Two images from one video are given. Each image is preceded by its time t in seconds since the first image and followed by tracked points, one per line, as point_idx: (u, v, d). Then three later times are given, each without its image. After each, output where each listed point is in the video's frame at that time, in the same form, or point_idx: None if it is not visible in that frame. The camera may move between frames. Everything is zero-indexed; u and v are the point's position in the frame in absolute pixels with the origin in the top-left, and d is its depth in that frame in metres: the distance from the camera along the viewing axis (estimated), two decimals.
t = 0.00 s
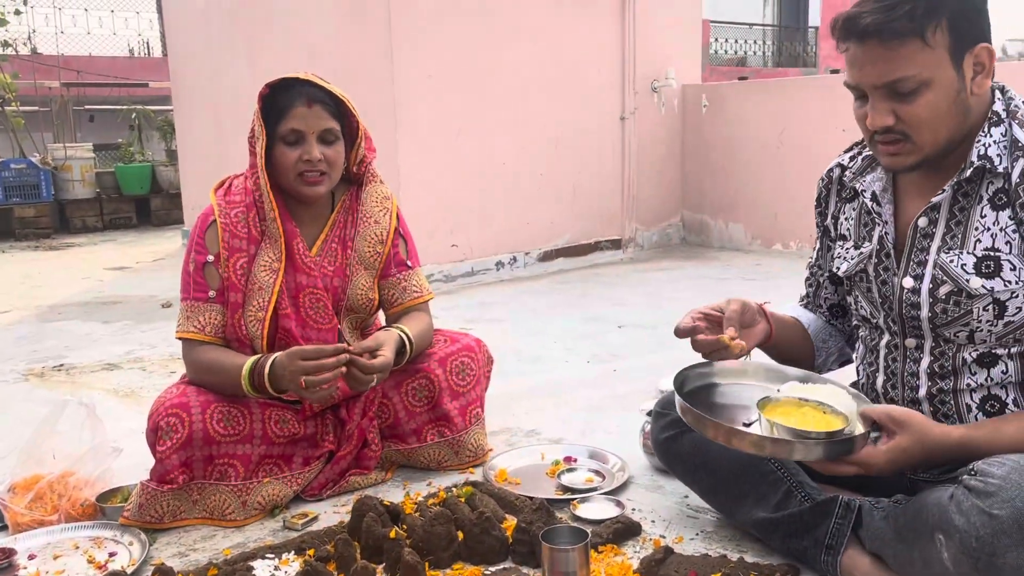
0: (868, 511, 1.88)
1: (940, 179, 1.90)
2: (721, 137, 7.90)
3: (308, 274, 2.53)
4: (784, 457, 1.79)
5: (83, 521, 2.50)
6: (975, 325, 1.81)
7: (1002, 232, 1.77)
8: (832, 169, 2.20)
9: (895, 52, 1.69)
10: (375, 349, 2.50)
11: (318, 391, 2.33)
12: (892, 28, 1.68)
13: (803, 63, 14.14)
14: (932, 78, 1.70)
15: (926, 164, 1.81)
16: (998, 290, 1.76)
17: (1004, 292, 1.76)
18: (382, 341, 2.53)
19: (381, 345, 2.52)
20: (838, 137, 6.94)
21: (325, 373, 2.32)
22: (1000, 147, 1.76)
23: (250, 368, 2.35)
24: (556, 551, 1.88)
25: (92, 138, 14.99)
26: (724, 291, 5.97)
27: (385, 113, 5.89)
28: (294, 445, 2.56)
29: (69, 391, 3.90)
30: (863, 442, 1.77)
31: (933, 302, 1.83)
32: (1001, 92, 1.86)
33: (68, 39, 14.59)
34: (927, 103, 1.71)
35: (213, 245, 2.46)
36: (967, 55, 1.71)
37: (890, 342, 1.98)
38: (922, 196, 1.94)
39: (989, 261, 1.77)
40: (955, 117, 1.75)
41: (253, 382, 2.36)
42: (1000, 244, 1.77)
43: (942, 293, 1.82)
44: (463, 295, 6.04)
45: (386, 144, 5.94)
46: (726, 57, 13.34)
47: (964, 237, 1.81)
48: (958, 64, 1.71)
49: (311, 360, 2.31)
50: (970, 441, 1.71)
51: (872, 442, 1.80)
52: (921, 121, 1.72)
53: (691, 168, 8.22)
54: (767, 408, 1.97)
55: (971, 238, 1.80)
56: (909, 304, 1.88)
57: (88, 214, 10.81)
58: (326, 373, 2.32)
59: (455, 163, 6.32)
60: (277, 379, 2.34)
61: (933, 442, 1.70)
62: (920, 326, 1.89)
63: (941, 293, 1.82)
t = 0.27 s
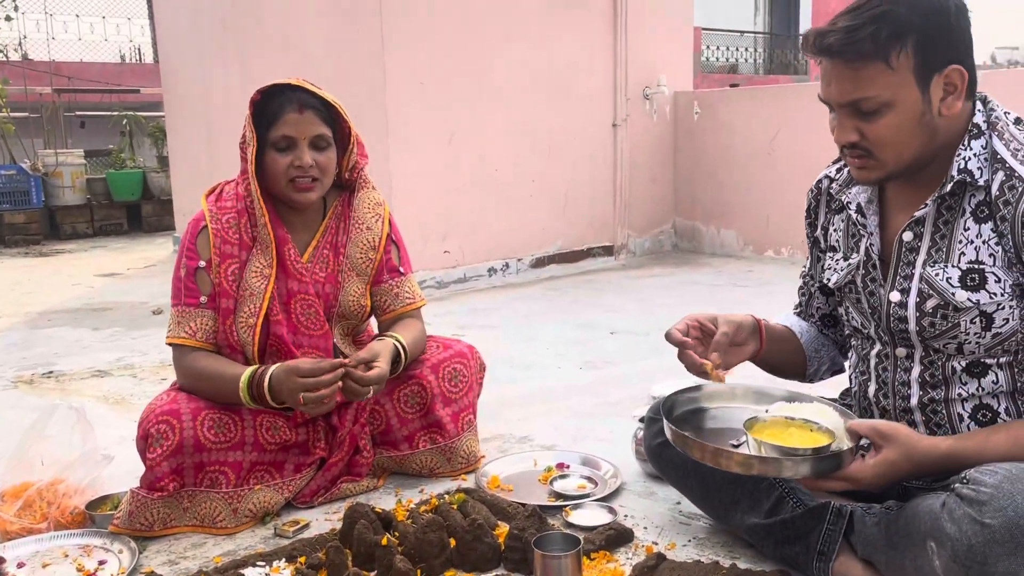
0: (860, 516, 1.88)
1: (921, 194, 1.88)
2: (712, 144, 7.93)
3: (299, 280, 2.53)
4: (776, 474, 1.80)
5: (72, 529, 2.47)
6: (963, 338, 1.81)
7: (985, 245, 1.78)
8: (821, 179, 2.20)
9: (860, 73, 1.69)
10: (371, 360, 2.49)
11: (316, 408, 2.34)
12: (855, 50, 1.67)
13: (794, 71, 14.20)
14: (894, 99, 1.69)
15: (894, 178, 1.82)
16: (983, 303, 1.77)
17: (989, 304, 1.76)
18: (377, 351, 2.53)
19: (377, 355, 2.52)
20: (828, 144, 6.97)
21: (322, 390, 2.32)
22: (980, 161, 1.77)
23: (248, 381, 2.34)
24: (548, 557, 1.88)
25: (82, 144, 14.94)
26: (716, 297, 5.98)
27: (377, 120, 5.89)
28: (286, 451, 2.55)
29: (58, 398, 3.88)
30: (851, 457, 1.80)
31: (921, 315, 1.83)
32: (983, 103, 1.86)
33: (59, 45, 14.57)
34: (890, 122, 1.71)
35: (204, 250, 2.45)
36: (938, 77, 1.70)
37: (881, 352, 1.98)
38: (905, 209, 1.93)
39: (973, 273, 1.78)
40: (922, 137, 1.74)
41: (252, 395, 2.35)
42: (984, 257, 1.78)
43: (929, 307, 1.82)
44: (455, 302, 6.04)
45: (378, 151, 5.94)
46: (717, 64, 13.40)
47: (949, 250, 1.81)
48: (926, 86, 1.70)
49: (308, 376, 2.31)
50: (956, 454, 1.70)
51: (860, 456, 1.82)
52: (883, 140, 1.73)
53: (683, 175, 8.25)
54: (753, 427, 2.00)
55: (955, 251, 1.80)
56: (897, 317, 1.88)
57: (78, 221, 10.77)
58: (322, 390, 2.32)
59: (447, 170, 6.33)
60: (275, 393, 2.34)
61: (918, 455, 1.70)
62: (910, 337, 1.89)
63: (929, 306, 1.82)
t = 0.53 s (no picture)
0: (853, 520, 1.88)
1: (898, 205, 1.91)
2: (705, 149, 7.95)
3: (292, 284, 2.52)
4: (765, 483, 1.82)
5: (63, 535, 2.46)
6: (948, 347, 1.81)
7: (960, 253, 1.78)
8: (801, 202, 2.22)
9: (796, 95, 1.78)
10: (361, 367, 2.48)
11: (309, 416, 2.34)
12: (792, 72, 1.77)
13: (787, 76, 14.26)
14: (827, 120, 1.77)
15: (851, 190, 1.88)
16: (963, 311, 1.77)
17: (969, 312, 1.77)
18: (366, 359, 2.51)
19: (367, 363, 2.50)
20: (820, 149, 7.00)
21: (316, 399, 2.32)
22: (947, 172, 1.77)
23: (236, 390, 2.33)
24: (541, 562, 1.88)
25: (74, 148, 14.89)
26: (709, 302, 5.99)
27: (370, 124, 5.89)
28: (278, 456, 2.54)
29: (49, 403, 3.87)
30: (840, 467, 1.82)
31: (904, 327, 1.84)
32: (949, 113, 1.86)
33: (52, 49, 14.55)
34: (825, 143, 1.79)
35: (197, 255, 2.45)
36: (874, 103, 1.73)
37: (870, 360, 1.98)
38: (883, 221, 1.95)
39: (950, 283, 1.78)
40: (862, 159, 1.80)
41: (241, 402, 2.34)
42: (959, 266, 1.78)
43: (912, 318, 1.82)
44: (448, 306, 6.03)
45: (371, 156, 5.94)
46: (709, 70, 13.44)
47: (926, 261, 1.82)
48: (859, 114, 1.74)
49: (300, 386, 2.31)
50: (948, 460, 1.69)
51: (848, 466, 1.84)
52: (821, 158, 1.81)
53: (676, 180, 8.27)
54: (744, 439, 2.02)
55: (931, 262, 1.81)
56: (881, 330, 1.89)
57: (70, 225, 10.74)
58: (316, 400, 2.33)
59: (440, 174, 6.33)
60: (267, 402, 2.33)
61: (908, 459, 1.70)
62: (896, 347, 1.89)
63: (911, 318, 1.82)
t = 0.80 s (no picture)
0: (846, 523, 1.88)
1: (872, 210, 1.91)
2: (699, 152, 7.97)
3: (286, 287, 2.52)
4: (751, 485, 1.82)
5: (55, 538, 2.45)
6: (925, 350, 1.81)
7: (931, 258, 1.78)
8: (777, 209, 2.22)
9: (774, 95, 1.80)
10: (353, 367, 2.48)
11: (303, 417, 2.34)
12: (771, 72, 1.78)
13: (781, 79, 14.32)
14: (804, 121, 1.78)
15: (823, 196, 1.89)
16: (937, 314, 1.77)
17: (943, 315, 1.77)
18: (360, 362, 2.51)
19: (360, 365, 2.50)
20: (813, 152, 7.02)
21: (308, 400, 2.32)
22: (916, 178, 1.79)
23: (229, 389, 2.32)
24: (535, 565, 1.88)
25: (67, 150, 14.85)
26: (703, 304, 6.00)
27: (364, 127, 5.89)
28: (271, 459, 2.53)
29: (41, 405, 3.85)
30: (820, 466, 1.83)
31: (882, 331, 1.85)
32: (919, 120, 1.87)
33: (45, 51, 14.51)
34: (803, 144, 1.80)
35: (191, 257, 2.45)
36: (851, 105, 1.75)
37: (852, 364, 1.99)
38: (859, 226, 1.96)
39: (923, 287, 1.78)
40: (838, 161, 1.81)
41: (231, 402, 2.32)
42: (931, 270, 1.78)
43: (889, 323, 1.83)
44: (442, 308, 6.03)
45: (365, 158, 5.94)
46: (703, 73, 13.46)
47: (900, 266, 1.82)
48: (836, 117, 1.76)
49: (292, 386, 2.31)
50: (936, 463, 1.69)
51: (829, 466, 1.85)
52: (797, 159, 1.82)
53: (670, 183, 8.28)
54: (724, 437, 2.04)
55: (905, 266, 1.81)
56: (859, 334, 1.90)
57: (63, 228, 10.70)
58: (308, 401, 2.33)
59: (434, 176, 6.32)
60: (261, 402, 2.32)
61: (899, 460, 1.70)
62: (875, 350, 1.90)
63: (888, 323, 1.83)
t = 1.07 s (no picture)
0: (841, 525, 1.89)
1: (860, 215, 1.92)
2: (694, 153, 7.98)
3: (281, 288, 2.51)
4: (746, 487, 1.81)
5: (49, 540, 2.44)
6: (915, 357, 1.81)
7: (918, 264, 1.79)
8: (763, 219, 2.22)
9: (758, 98, 1.81)
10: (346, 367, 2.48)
11: (294, 416, 2.34)
12: (757, 75, 1.79)
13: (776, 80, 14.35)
14: (789, 125, 1.80)
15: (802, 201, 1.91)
16: (926, 321, 1.78)
17: (932, 322, 1.77)
18: (354, 362, 2.50)
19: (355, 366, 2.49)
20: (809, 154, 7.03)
21: (298, 399, 2.31)
22: (900, 184, 1.80)
23: (222, 389, 2.31)
24: (531, 565, 1.88)
25: (61, 150, 14.80)
26: (698, 305, 6.01)
27: (360, 127, 5.88)
28: (267, 460, 2.52)
29: (36, 406, 3.84)
30: (813, 467, 1.82)
31: (872, 339, 1.85)
32: (901, 125, 1.88)
33: (39, 51, 14.46)
34: (784, 148, 1.82)
35: (185, 258, 2.45)
36: (835, 111, 1.76)
37: (843, 371, 1.99)
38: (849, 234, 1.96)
39: (912, 294, 1.79)
40: (820, 167, 1.82)
41: (224, 403, 2.32)
42: (919, 276, 1.79)
43: (879, 331, 1.83)
44: (438, 309, 6.03)
45: (360, 158, 5.93)
46: (699, 74, 13.47)
47: (888, 273, 1.83)
48: (819, 121, 1.77)
49: (284, 384, 2.30)
50: (933, 464, 1.70)
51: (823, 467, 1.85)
52: (781, 163, 1.83)
53: (665, 184, 8.29)
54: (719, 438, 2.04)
55: (893, 273, 1.82)
56: (849, 343, 1.90)
57: (57, 228, 10.67)
58: (298, 398, 2.32)
59: (430, 177, 6.32)
60: (252, 399, 2.32)
61: (894, 461, 1.71)
62: (865, 358, 1.90)
63: (878, 331, 1.83)
